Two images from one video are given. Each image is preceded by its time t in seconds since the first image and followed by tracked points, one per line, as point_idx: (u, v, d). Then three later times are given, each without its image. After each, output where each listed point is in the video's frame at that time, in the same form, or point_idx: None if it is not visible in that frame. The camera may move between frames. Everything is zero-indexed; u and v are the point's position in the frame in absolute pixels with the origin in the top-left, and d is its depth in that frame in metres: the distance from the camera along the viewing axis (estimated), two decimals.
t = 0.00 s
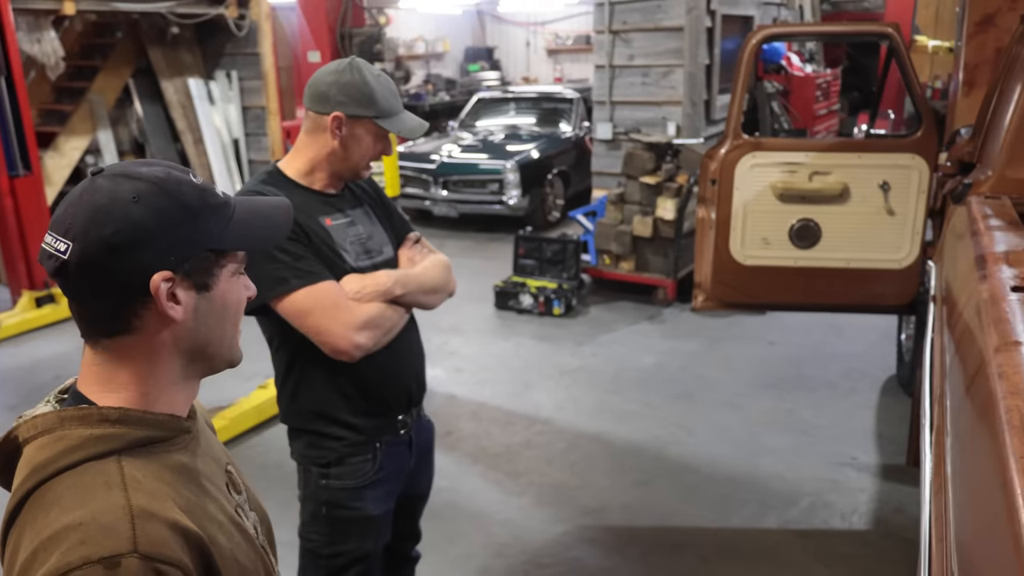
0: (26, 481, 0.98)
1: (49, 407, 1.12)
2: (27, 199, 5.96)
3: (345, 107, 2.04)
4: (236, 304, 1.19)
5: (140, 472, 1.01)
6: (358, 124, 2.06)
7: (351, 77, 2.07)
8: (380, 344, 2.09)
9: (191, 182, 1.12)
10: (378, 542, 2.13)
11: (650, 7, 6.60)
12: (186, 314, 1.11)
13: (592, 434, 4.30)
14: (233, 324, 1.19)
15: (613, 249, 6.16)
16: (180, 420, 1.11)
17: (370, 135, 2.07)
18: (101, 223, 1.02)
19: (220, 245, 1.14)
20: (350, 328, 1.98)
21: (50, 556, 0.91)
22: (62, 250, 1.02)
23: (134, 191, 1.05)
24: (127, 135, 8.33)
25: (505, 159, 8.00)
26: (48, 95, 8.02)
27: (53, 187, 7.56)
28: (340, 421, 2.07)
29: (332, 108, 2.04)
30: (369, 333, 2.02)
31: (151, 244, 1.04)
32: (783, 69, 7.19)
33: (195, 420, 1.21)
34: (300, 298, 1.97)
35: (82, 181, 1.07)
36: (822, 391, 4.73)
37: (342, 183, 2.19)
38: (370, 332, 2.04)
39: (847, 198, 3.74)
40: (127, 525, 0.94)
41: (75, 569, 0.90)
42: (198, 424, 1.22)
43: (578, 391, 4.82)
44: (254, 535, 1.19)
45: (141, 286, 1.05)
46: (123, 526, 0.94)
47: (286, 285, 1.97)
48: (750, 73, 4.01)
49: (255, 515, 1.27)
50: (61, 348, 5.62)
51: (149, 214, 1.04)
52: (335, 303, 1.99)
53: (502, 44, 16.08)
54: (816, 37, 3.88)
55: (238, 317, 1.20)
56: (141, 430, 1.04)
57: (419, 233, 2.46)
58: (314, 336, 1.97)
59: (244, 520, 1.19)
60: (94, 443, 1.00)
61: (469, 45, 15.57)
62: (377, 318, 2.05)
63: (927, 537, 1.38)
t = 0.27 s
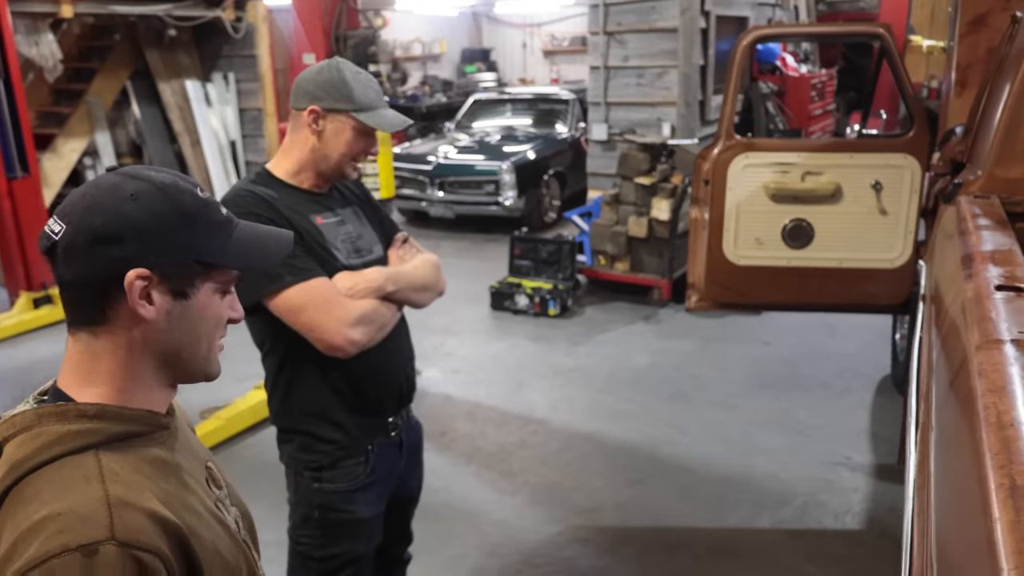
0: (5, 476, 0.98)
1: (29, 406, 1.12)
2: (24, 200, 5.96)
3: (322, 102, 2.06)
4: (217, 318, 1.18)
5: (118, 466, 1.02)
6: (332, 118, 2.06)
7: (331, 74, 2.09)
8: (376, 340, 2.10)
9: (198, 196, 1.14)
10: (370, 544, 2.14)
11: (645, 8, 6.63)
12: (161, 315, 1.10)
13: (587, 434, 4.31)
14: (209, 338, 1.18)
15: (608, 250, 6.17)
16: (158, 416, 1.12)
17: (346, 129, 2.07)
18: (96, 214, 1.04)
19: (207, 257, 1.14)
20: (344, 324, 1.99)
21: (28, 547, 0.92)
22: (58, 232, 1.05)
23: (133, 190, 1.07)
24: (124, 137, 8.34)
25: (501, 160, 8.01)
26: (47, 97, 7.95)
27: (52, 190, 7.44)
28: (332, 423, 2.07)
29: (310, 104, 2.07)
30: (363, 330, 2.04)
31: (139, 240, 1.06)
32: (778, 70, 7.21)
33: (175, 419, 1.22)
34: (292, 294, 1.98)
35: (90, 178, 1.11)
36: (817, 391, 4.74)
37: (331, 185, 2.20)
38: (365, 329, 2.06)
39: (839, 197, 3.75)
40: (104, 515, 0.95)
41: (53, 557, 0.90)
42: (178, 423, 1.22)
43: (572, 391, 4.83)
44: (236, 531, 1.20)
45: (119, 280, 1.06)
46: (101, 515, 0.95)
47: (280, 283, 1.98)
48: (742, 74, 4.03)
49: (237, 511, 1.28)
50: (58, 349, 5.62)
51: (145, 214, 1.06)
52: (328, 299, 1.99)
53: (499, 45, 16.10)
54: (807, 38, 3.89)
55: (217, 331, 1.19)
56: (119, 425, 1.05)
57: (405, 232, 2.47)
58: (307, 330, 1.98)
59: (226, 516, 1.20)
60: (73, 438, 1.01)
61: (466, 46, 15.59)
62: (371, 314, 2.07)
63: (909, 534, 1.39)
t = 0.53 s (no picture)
0: None
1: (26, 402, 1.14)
2: (27, 202, 5.99)
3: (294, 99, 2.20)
4: (199, 325, 1.17)
5: (108, 460, 1.03)
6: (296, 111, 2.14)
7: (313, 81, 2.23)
8: (365, 339, 2.10)
9: (184, 204, 1.14)
10: (367, 545, 2.15)
11: (644, 9, 6.64)
12: (138, 317, 1.10)
13: (587, 434, 4.32)
14: (190, 344, 1.16)
15: (609, 251, 6.18)
16: (150, 412, 1.13)
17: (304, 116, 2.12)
18: (81, 210, 1.06)
19: (185, 264, 1.12)
20: (333, 326, 2.00)
21: (17, 540, 0.93)
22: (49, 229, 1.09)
23: (116, 193, 1.08)
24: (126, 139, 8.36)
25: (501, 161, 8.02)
26: (50, 99, 7.94)
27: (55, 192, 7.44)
28: (325, 424, 2.08)
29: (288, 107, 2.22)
30: (351, 331, 2.04)
31: (115, 240, 1.05)
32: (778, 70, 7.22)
33: (168, 415, 1.23)
34: (282, 295, 1.99)
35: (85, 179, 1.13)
36: (817, 391, 4.74)
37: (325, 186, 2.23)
38: (354, 331, 2.06)
39: (838, 197, 3.75)
40: (91, 508, 0.96)
41: (40, 550, 0.92)
42: (172, 420, 1.23)
43: (573, 392, 4.83)
44: (229, 528, 1.21)
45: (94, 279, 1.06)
46: (86, 508, 0.96)
47: (269, 284, 1.99)
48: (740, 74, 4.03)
49: (232, 508, 1.29)
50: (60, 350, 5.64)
51: (121, 212, 1.06)
52: (318, 301, 2.01)
53: (501, 47, 16.13)
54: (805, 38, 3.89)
55: (200, 338, 1.18)
56: (111, 420, 1.06)
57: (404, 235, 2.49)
58: (293, 333, 1.99)
59: (218, 512, 1.21)
60: (64, 432, 1.02)
61: (467, 48, 15.62)
62: (360, 317, 2.07)
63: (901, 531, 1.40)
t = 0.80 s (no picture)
0: None
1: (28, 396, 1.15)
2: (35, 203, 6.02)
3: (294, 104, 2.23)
4: (184, 327, 1.16)
5: (97, 462, 1.04)
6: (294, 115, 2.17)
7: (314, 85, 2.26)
8: (352, 353, 2.11)
9: (161, 203, 1.12)
10: (356, 544, 2.15)
11: (649, 10, 6.65)
12: (117, 322, 1.11)
13: (591, 435, 4.32)
14: (173, 347, 1.16)
15: (613, 252, 6.19)
16: (143, 413, 1.14)
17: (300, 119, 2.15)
18: (54, 218, 1.07)
19: (159, 270, 1.11)
20: (318, 337, 2.01)
21: (8, 548, 0.95)
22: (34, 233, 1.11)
23: (91, 197, 1.08)
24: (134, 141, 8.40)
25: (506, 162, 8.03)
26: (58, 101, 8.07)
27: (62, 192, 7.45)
28: (316, 424, 2.10)
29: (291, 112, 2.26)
30: (338, 342, 2.04)
31: (87, 247, 1.06)
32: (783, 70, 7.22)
33: (166, 411, 1.24)
34: (272, 302, 2.03)
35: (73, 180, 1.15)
36: (822, 391, 4.74)
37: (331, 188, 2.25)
38: (340, 341, 2.05)
39: (841, 198, 3.75)
40: (79, 515, 0.98)
41: (30, 561, 0.94)
42: (170, 415, 1.25)
43: (577, 392, 4.84)
44: (225, 524, 1.23)
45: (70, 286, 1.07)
46: (75, 515, 0.97)
47: (258, 289, 2.03)
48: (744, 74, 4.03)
49: (232, 504, 1.31)
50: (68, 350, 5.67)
51: (94, 218, 1.06)
52: (307, 310, 2.03)
53: (506, 48, 16.14)
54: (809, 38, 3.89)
55: (189, 340, 1.18)
56: (103, 421, 1.07)
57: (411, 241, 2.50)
58: (282, 340, 2.02)
59: (215, 510, 1.22)
60: (55, 435, 1.03)
61: (473, 49, 15.64)
62: (348, 327, 2.07)
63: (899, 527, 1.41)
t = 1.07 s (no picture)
0: (5, 472, 1.03)
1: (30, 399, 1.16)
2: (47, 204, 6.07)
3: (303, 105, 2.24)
4: (186, 316, 1.18)
5: (107, 459, 1.06)
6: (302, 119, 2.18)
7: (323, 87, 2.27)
8: (348, 360, 2.13)
9: (142, 198, 1.13)
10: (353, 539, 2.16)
11: (657, 10, 6.65)
12: (118, 322, 1.13)
13: (598, 435, 4.33)
14: (179, 339, 1.18)
15: (621, 252, 6.19)
16: (149, 409, 1.16)
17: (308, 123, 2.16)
18: (40, 230, 1.09)
19: (150, 267, 1.12)
20: (312, 345, 2.03)
21: (27, 546, 0.97)
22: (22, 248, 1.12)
23: (71, 203, 1.09)
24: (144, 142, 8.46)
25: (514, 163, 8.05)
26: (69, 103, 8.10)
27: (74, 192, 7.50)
28: (310, 422, 2.13)
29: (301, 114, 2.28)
30: (333, 350, 2.06)
31: (75, 254, 1.07)
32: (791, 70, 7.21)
33: (172, 407, 1.26)
34: (270, 305, 2.05)
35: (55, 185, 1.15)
36: (830, 391, 4.73)
37: (343, 188, 2.27)
38: (336, 350, 2.07)
39: (849, 198, 3.75)
40: (95, 509, 1.00)
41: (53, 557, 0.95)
42: (175, 411, 1.27)
43: (584, 392, 4.85)
44: (233, 517, 1.25)
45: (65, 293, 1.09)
46: (92, 509, 0.99)
47: (258, 293, 2.05)
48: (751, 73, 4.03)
49: (239, 499, 1.33)
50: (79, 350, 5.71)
51: (76, 223, 1.07)
52: (304, 317, 2.05)
53: (514, 48, 16.17)
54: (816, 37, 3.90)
55: (194, 327, 1.20)
56: (112, 418, 1.09)
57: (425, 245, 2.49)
58: (281, 346, 2.05)
59: (222, 503, 1.24)
60: (65, 433, 1.05)
61: (481, 50, 15.66)
62: (344, 335, 2.08)
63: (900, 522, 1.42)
